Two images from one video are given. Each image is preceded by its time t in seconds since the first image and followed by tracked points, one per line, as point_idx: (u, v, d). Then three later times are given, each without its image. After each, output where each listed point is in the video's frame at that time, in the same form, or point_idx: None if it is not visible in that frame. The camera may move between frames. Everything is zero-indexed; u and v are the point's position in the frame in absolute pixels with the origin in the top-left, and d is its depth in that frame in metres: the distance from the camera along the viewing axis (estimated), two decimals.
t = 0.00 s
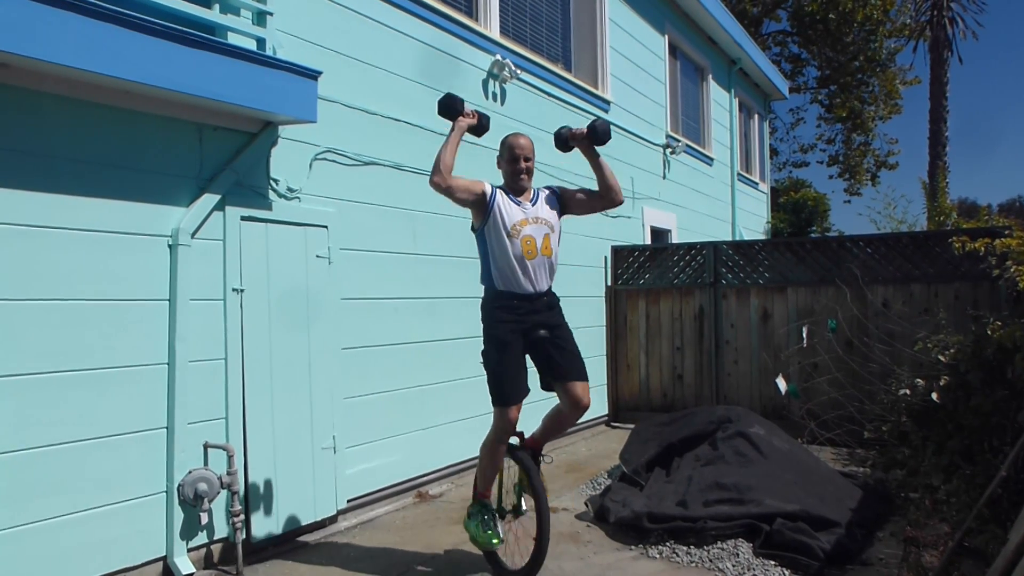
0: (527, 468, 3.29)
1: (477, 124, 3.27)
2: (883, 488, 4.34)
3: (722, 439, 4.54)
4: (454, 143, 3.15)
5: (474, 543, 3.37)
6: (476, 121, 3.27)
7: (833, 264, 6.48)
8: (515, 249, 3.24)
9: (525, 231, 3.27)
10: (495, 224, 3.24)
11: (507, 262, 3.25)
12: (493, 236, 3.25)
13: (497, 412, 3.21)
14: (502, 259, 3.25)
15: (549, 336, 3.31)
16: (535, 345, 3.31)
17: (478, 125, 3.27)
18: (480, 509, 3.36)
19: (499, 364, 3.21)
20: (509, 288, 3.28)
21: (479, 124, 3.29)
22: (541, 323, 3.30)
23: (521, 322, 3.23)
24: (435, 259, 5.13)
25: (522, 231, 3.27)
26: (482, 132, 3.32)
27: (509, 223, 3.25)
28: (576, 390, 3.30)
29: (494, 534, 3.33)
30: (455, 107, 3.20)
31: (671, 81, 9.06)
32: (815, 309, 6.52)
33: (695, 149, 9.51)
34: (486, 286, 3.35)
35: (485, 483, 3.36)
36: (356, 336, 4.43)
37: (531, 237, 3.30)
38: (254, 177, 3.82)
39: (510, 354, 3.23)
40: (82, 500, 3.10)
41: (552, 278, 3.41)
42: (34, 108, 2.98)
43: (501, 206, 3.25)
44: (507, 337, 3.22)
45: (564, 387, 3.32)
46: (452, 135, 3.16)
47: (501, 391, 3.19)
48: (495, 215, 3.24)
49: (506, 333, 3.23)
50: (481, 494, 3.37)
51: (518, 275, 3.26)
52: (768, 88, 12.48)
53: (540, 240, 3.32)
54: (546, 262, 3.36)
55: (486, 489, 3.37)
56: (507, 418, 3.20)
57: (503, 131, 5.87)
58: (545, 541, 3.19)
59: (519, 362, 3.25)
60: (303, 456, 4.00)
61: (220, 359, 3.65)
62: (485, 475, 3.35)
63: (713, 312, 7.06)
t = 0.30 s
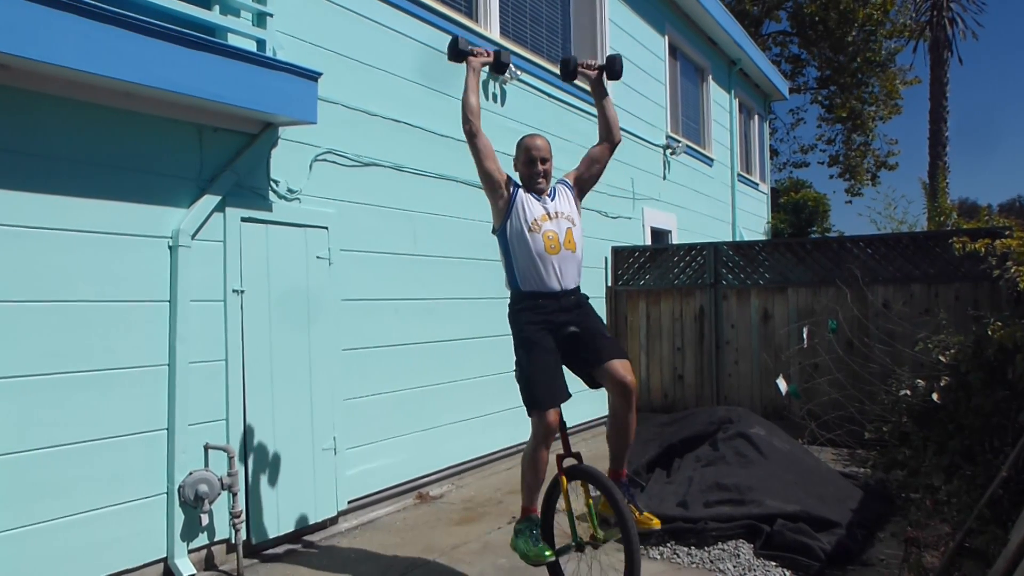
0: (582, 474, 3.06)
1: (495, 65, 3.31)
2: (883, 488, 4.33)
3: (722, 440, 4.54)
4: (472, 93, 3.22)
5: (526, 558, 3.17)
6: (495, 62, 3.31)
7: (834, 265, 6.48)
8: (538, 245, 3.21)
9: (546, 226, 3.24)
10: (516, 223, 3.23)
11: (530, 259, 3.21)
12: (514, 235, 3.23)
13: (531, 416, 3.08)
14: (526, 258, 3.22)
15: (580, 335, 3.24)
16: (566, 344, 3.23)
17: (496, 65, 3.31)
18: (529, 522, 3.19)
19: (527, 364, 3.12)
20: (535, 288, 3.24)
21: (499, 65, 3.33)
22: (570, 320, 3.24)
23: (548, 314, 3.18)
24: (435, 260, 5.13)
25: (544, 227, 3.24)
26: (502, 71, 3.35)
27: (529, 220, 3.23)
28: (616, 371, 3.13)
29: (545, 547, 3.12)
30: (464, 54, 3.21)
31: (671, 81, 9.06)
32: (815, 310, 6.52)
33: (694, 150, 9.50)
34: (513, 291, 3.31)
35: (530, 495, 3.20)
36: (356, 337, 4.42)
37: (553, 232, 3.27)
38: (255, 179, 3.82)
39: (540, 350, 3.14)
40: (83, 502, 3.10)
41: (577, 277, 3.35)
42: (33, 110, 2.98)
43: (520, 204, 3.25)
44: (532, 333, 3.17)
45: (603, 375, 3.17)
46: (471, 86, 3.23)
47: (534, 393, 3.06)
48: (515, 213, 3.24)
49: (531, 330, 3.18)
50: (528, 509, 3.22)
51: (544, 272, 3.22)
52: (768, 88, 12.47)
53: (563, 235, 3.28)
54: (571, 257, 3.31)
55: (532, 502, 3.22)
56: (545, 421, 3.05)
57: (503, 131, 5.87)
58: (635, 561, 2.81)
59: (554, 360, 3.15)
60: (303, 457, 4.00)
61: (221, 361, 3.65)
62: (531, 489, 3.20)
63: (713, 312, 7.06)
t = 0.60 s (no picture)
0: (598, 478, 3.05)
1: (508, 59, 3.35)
2: (884, 489, 4.33)
3: (723, 441, 4.54)
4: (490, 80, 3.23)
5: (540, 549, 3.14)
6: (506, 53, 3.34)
7: (834, 265, 6.48)
8: (547, 238, 3.20)
9: (554, 219, 3.24)
10: (526, 218, 3.23)
11: (541, 253, 3.21)
12: (524, 229, 3.24)
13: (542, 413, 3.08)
14: (537, 253, 3.22)
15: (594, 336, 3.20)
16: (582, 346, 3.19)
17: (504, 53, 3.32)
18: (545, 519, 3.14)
19: (541, 362, 3.11)
20: (547, 283, 3.22)
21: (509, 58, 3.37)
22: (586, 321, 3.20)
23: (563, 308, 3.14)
24: (435, 261, 5.12)
25: (553, 220, 3.23)
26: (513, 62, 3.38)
27: (537, 213, 3.23)
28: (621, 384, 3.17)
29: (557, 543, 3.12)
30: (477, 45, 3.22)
31: (671, 82, 9.07)
32: (816, 310, 6.51)
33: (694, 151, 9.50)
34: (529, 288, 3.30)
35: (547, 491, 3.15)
36: (356, 338, 4.42)
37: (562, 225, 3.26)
38: (254, 180, 3.82)
39: (555, 349, 3.13)
40: (82, 503, 3.10)
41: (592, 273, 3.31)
42: (32, 111, 2.98)
43: (529, 198, 3.26)
44: (548, 331, 3.15)
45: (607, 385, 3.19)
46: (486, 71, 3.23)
47: (549, 392, 3.05)
48: (524, 208, 3.25)
49: (548, 327, 3.15)
50: (543, 504, 3.15)
51: (556, 266, 3.20)
52: (768, 89, 12.48)
53: (572, 227, 3.27)
54: (583, 249, 3.29)
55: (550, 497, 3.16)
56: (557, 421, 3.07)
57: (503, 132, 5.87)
58: (646, 566, 2.77)
59: (568, 360, 3.13)
60: (303, 458, 4.00)
61: (221, 362, 3.65)
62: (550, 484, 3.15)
63: (713, 313, 7.06)
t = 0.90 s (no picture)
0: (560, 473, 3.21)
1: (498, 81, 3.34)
2: (884, 490, 4.33)
3: (723, 442, 4.53)
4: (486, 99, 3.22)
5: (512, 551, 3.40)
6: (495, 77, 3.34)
7: (834, 266, 6.48)
8: (539, 247, 3.24)
9: (548, 227, 3.26)
10: (520, 225, 3.27)
11: (531, 263, 3.26)
12: (517, 236, 3.29)
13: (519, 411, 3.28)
14: (527, 261, 3.28)
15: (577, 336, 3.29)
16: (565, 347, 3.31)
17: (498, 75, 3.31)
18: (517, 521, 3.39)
19: (523, 365, 3.28)
20: (535, 290, 3.31)
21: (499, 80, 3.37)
22: (566, 322, 3.29)
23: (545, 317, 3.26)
24: (435, 262, 5.12)
25: (547, 229, 3.26)
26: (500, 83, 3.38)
27: (531, 221, 3.25)
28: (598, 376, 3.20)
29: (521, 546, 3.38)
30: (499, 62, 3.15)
31: (671, 83, 9.07)
32: (816, 311, 6.51)
33: (695, 152, 9.50)
34: (520, 293, 3.38)
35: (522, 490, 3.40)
36: (356, 339, 4.42)
37: (555, 233, 3.28)
38: (254, 181, 3.82)
39: (536, 354, 3.27)
40: (82, 504, 3.09)
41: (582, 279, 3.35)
42: (32, 112, 2.98)
43: (525, 205, 3.28)
44: (532, 336, 3.28)
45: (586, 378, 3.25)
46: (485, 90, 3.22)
47: (528, 394, 3.23)
48: (519, 215, 3.27)
49: (531, 332, 3.29)
50: (518, 502, 3.42)
51: (545, 276, 3.26)
52: (768, 90, 12.49)
53: (565, 236, 3.28)
54: (575, 260, 3.31)
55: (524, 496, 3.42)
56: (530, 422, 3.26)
57: (503, 133, 5.86)
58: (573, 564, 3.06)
59: (547, 363, 3.28)
60: (304, 459, 3.99)
61: (221, 363, 3.65)
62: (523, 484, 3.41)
63: (714, 314, 7.06)
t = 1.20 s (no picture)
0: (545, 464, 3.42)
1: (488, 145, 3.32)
2: (884, 492, 4.33)
3: (723, 443, 4.53)
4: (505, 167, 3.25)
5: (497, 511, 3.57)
6: (486, 142, 3.31)
7: (835, 268, 6.47)
8: (544, 257, 3.33)
9: (556, 239, 3.36)
10: (529, 231, 3.33)
11: (535, 270, 3.35)
12: (525, 241, 3.34)
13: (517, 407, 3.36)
14: (531, 267, 3.36)
15: (564, 348, 3.43)
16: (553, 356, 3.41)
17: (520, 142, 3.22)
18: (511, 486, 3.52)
19: (519, 362, 3.35)
20: (535, 291, 3.36)
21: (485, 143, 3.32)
22: (555, 334, 3.42)
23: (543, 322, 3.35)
24: (435, 262, 5.12)
25: (554, 239, 3.35)
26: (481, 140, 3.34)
27: (541, 231, 3.33)
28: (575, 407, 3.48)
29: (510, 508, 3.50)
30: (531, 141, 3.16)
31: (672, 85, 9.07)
32: (817, 313, 6.51)
33: (695, 153, 9.50)
34: (517, 291, 3.44)
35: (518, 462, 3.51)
36: (356, 340, 4.42)
37: (562, 245, 3.38)
38: (255, 182, 3.82)
39: (531, 355, 3.35)
40: (82, 504, 3.09)
41: (582, 284, 3.46)
42: (33, 111, 2.98)
43: (536, 213, 3.34)
44: (528, 336, 3.36)
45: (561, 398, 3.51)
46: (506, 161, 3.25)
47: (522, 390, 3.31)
48: (529, 222, 3.33)
49: (528, 333, 3.36)
50: (512, 473, 3.53)
51: (547, 283, 3.36)
52: (769, 91, 12.49)
53: (571, 248, 3.39)
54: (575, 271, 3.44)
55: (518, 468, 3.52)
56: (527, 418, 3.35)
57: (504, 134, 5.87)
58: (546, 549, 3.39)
59: (540, 365, 3.37)
60: (304, 459, 3.99)
61: (221, 363, 3.65)
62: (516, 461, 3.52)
63: (714, 315, 7.06)
